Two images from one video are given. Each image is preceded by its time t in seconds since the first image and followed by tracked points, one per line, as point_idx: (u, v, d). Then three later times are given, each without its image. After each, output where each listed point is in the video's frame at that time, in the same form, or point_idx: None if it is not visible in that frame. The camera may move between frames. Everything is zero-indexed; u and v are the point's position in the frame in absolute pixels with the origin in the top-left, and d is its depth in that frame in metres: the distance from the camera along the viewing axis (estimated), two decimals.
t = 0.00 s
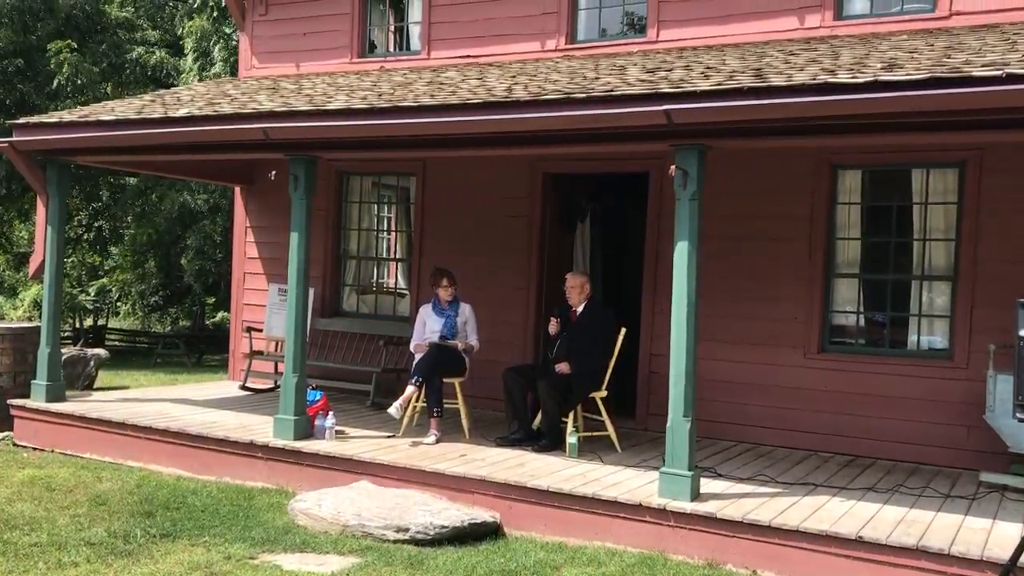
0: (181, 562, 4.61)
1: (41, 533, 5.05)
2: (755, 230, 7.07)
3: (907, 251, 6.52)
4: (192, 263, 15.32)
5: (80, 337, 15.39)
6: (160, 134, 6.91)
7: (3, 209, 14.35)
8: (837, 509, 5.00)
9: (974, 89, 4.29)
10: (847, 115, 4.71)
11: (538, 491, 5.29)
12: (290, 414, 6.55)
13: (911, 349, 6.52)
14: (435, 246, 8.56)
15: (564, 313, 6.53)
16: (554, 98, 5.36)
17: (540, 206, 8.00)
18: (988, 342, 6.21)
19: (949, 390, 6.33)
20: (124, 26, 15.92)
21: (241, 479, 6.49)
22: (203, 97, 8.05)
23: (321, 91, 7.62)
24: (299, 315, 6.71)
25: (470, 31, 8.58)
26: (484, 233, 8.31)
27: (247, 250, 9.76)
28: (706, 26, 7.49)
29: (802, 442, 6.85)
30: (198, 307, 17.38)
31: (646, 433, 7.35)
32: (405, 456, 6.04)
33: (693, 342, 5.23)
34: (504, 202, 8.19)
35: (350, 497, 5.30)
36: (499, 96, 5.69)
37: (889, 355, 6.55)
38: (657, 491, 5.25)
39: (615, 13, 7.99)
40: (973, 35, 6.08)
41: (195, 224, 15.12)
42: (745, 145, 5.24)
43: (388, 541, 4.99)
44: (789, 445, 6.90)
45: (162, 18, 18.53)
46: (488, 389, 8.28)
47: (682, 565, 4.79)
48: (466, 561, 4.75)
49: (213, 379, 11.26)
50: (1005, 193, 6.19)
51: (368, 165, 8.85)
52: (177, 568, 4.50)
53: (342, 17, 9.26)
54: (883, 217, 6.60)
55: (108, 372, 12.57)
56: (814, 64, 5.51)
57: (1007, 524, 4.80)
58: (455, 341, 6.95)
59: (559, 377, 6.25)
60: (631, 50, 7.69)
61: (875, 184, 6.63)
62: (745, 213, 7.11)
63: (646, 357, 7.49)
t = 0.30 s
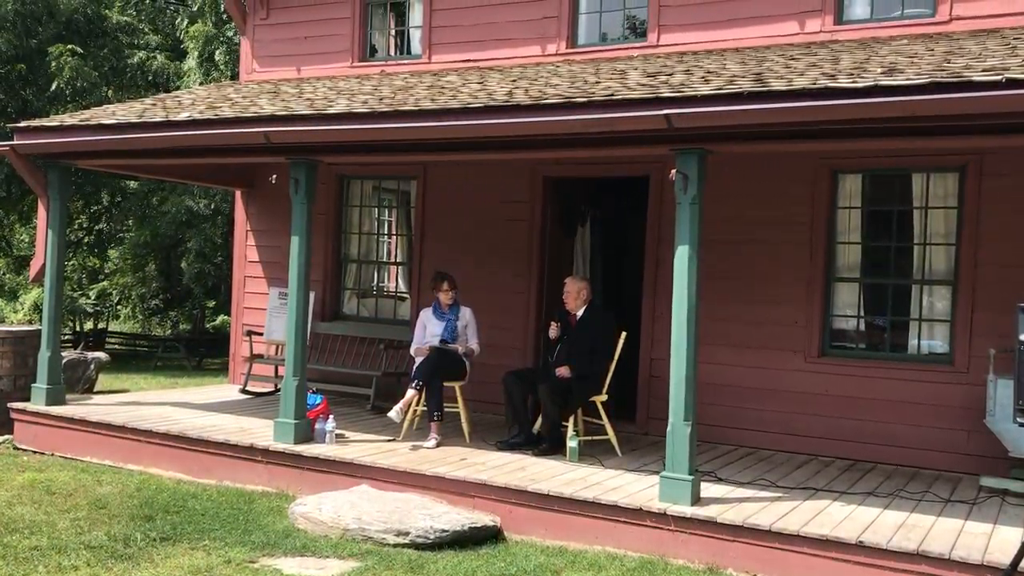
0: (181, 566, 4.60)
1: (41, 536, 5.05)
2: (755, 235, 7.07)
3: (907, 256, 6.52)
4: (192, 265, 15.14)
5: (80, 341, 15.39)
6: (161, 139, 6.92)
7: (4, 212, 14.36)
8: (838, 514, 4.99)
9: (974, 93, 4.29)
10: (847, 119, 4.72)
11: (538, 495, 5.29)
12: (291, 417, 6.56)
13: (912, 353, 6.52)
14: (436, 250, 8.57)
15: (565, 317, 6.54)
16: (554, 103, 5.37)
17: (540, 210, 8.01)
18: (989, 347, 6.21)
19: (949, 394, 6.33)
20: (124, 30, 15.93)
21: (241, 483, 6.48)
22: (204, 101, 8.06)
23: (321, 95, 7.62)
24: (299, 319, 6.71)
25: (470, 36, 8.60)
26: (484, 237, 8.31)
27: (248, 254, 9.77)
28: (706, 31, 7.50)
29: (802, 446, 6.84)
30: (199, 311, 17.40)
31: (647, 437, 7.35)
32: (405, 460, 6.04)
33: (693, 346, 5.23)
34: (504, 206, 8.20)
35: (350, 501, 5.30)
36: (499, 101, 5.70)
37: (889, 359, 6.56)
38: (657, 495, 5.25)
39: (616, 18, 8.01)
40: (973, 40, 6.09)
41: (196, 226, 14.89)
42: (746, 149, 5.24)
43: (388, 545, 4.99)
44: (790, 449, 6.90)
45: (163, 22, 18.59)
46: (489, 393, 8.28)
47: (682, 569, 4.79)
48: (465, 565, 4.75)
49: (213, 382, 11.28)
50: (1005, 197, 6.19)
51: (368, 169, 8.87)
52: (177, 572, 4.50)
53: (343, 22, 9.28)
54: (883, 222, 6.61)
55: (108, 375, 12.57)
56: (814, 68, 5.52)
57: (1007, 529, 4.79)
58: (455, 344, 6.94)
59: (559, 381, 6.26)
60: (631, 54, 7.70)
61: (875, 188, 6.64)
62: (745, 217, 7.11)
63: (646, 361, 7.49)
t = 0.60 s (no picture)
0: (180, 569, 4.60)
1: (39, 539, 5.04)
2: (754, 238, 7.08)
3: (906, 260, 6.53)
4: (192, 268, 15.26)
5: (79, 343, 15.38)
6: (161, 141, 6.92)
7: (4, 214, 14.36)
8: (837, 517, 5.00)
9: (973, 97, 4.30)
10: (846, 123, 4.72)
11: (537, 498, 5.29)
12: (290, 420, 6.55)
13: (911, 357, 6.53)
14: (435, 253, 8.57)
15: (565, 319, 6.55)
16: (553, 106, 5.38)
17: (540, 213, 8.02)
18: (988, 350, 6.21)
19: (948, 398, 6.34)
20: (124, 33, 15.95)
21: (240, 485, 6.48)
22: (204, 103, 8.07)
23: (321, 97, 7.63)
24: (299, 322, 6.71)
25: (470, 39, 8.61)
26: (484, 240, 8.32)
27: (247, 256, 9.76)
28: (706, 34, 7.51)
29: (801, 450, 6.84)
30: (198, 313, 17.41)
31: (646, 441, 7.35)
32: (404, 463, 6.04)
33: (693, 350, 5.23)
34: (504, 209, 8.21)
35: (349, 505, 5.30)
36: (499, 104, 5.71)
37: (888, 363, 6.56)
38: (656, 499, 5.25)
39: (616, 21, 8.02)
40: (972, 44, 6.09)
41: (196, 228, 14.89)
42: (745, 153, 5.25)
43: (387, 548, 4.99)
44: (788, 453, 6.90)
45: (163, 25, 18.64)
46: (488, 396, 8.27)
47: (681, 573, 4.79)
48: (464, 568, 4.75)
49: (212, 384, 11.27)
50: (1004, 201, 6.20)
51: (367, 172, 8.88)
52: None
53: (343, 25, 9.29)
54: (882, 226, 6.62)
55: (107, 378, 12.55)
56: (813, 72, 5.52)
57: (1006, 533, 4.79)
58: (455, 347, 6.93)
59: (559, 384, 6.26)
60: (630, 58, 7.71)
61: (874, 192, 6.64)
62: (745, 221, 7.12)
63: (646, 364, 7.50)
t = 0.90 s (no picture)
0: (178, 570, 4.59)
1: (37, 540, 5.04)
2: (752, 240, 7.08)
3: (904, 262, 6.54)
4: (191, 269, 15.37)
5: (77, 344, 15.36)
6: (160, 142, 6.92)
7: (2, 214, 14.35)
8: (835, 520, 5.00)
9: (972, 100, 4.31)
10: (844, 125, 4.72)
11: (534, 500, 5.29)
12: (289, 421, 6.53)
13: (909, 360, 6.53)
14: (434, 255, 8.57)
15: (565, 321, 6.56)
16: (552, 108, 5.38)
17: (538, 214, 8.02)
18: (986, 353, 6.21)
19: (946, 400, 6.34)
20: (122, 34, 15.96)
21: (238, 487, 6.47)
22: (204, 104, 8.07)
23: (320, 99, 7.62)
24: (297, 324, 6.71)
25: (469, 40, 8.61)
26: (482, 242, 8.32)
27: (246, 258, 9.76)
28: (704, 37, 7.52)
29: (799, 452, 6.84)
30: (196, 314, 17.45)
31: (644, 443, 7.35)
32: (402, 465, 6.03)
33: (691, 352, 5.23)
34: (502, 210, 8.21)
35: (347, 506, 5.30)
36: (498, 106, 5.71)
37: (886, 365, 6.57)
38: (654, 501, 5.25)
39: (614, 23, 8.02)
40: (970, 47, 6.10)
41: (195, 229, 15.03)
42: (744, 155, 5.25)
43: (385, 550, 4.98)
44: (786, 455, 6.90)
45: (162, 27, 18.67)
46: (487, 398, 8.27)
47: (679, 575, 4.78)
48: (462, 570, 4.74)
49: (210, 386, 11.26)
50: (1001, 204, 6.21)
51: (366, 173, 8.88)
52: None
53: (342, 26, 9.30)
54: (881, 229, 6.63)
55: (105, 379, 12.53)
56: (812, 75, 5.52)
57: (1004, 535, 4.79)
58: (454, 349, 6.94)
59: (558, 386, 6.25)
60: (629, 60, 7.71)
61: (872, 195, 6.66)
62: (743, 224, 7.12)
63: (644, 366, 7.50)
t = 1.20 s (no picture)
0: (175, 571, 4.59)
1: (34, 540, 5.03)
2: (750, 242, 7.08)
3: (902, 263, 6.55)
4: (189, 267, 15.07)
5: (74, 345, 15.33)
6: (158, 142, 6.92)
7: None
8: (832, 521, 4.99)
9: (969, 101, 4.31)
10: (842, 126, 4.72)
11: (532, 500, 5.29)
12: (287, 421, 6.53)
13: (907, 360, 6.54)
14: (431, 256, 8.56)
15: (562, 322, 6.56)
16: (550, 108, 5.38)
17: (536, 215, 8.01)
18: (984, 354, 6.22)
19: (944, 401, 6.34)
20: (119, 34, 15.95)
21: (235, 487, 6.47)
22: (201, 105, 8.06)
23: (318, 99, 7.62)
24: (295, 324, 6.71)
25: (467, 41, 8.61)
26: (480, 243, 8.32)
27: (244, 258, 9.76)
28: (702, 38, 7.53)
29: (797, 453, 6.85)
30: (194, 315, 17.51)
31: (641, 443, 7.35)
32: (400, 465, 6.03)
33: (689, 353, 5.23)
34: (500, 211, 8.21)
35: (345, 507, 5.29)
36: (496, 106, 5.71)
37: (884, 366, 6.57)
38: (651, 501, 5.25)
39: (612, 24, 8.03)
40: (967, 48, 6.11)
41: (193, 228, 14.98)
42: (742, 156, 5.25)
43: (382, 551, 4.98)
44: (783, 456, 6.91)
45: (159, 27, 18.68)
46: (484, 399, 8.27)
47: None
48: (460, 570, 4.74)
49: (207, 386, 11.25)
50: (999, 205, 6.22)
51: (364, 174, 8.88)
52: None
53: (340, 27, 9.30)
54: (878, 230, 6.63)
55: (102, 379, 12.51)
56: (809, 76, 5.52)
57: (1001, 536, 4.79)
58: (452, 349, 6.94)
59: (556, 387, 6.25)
60: (627, 61, 7.72)
61: (870, 196, 6.67)
62: (740, 225, 7.12)
63: (642, 366, 7.50)
